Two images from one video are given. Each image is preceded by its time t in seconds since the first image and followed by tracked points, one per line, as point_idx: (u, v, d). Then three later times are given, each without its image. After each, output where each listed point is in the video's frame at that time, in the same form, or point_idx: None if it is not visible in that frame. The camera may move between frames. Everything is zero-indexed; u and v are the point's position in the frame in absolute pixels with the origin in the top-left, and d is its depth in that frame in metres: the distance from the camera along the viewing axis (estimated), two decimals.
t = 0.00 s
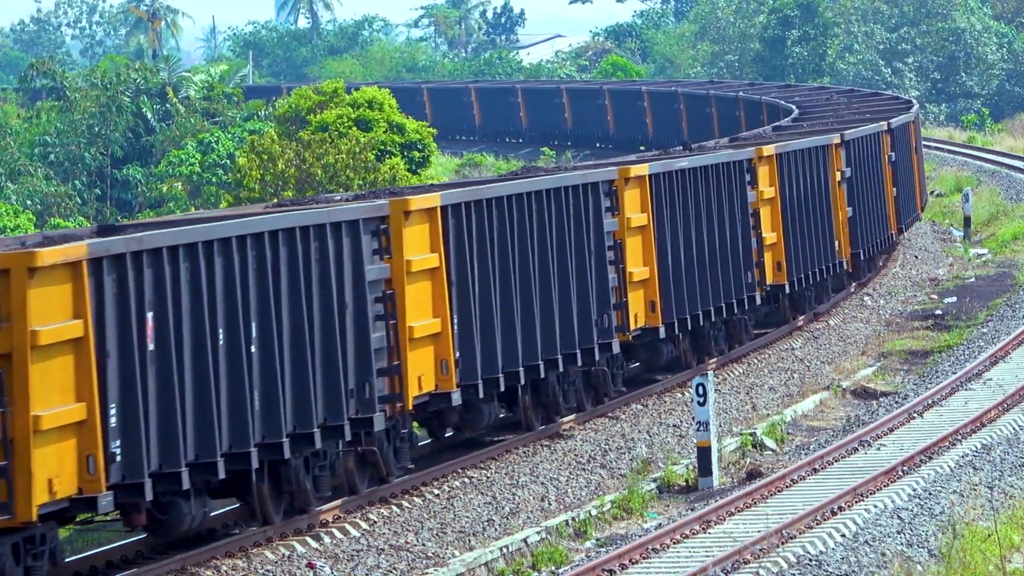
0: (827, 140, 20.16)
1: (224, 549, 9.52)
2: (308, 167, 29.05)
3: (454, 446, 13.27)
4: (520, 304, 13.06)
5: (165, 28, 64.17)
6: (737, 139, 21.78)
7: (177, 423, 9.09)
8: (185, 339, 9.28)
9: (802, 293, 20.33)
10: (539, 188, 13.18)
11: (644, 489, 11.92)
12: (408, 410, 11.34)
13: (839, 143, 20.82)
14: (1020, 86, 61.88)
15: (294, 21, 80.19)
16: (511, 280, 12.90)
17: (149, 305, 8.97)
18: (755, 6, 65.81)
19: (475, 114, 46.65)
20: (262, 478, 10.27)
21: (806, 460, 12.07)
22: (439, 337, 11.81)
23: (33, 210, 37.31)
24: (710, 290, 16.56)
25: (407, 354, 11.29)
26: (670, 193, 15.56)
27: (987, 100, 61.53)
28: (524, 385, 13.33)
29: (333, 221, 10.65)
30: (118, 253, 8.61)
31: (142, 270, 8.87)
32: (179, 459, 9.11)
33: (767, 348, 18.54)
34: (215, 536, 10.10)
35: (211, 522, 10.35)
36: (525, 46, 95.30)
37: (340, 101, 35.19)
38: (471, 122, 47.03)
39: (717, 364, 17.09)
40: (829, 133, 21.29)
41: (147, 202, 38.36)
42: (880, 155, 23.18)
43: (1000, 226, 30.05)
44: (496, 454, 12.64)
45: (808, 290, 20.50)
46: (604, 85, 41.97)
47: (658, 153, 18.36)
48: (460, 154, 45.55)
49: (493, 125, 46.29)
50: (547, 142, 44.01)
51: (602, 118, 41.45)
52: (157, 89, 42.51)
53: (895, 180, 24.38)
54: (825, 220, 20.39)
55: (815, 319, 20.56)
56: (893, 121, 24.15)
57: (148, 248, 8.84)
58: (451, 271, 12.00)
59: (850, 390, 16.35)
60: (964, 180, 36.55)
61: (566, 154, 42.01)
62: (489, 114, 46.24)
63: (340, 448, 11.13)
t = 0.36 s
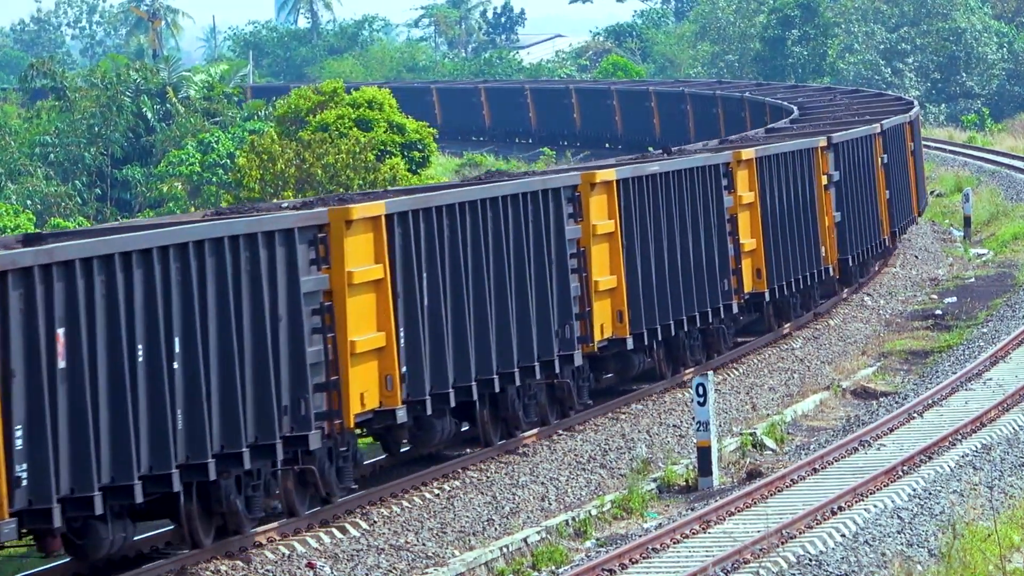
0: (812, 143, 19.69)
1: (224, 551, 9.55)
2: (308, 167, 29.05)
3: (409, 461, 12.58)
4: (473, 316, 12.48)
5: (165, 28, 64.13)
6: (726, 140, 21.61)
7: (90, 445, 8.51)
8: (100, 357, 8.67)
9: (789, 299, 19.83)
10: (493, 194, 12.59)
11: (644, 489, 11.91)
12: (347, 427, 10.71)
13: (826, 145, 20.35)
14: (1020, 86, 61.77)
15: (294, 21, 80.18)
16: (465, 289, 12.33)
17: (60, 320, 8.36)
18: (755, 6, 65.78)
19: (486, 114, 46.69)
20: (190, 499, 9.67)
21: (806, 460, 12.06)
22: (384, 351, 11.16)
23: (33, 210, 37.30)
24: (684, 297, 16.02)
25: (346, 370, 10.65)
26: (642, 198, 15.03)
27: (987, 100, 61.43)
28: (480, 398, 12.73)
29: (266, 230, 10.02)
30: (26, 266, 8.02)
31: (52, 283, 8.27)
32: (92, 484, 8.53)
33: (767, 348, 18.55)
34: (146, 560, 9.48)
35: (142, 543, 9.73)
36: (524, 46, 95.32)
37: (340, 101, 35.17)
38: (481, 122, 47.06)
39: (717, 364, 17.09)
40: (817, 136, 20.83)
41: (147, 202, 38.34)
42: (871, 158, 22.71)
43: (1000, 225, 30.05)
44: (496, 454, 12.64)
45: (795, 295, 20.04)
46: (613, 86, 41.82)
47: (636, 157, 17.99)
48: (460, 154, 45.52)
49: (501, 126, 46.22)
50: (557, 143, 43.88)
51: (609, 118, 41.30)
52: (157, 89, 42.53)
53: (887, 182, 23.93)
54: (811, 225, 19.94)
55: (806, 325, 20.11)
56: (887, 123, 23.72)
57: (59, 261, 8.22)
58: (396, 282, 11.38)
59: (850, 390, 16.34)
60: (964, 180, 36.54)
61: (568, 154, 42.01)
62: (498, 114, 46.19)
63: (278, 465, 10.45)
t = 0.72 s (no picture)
0: (794, 145, 19.15)
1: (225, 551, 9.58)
2: (308, 167, 29.03)
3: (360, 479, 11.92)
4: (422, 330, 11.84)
5: (165, 28, 64.10)
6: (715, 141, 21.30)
7: None
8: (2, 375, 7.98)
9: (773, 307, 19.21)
10: (444, 202, 11.98)
11: (644, 489, 11.92)
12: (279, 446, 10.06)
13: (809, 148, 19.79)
14: (1019, 86, 61.53)
15: (294, 21, 80.14)
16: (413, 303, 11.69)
17: None
18: (755, 6, 65.78)
19: (494, 114, 46.58)
20: (111, 522, 9.15)
21: (806, 460, 12.08)
22: (322, 366, 10.50)
23: (32, 210, 37.30)
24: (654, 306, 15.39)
25: (280, 385, 9.99)
26: (607, 203, 14.45)
27: (987, 100, 61.43)
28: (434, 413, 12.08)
29: (189, 240, 9.35)
30: None
31: None
32: None
33: (768, 347, 18.58)
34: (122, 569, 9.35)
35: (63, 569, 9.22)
36: (524, 46, 95.30)
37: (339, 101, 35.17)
38: (490, 122, 46.98)
39: (718, 363, 17.12)
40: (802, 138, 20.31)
41: (146, 202, 38.33)
42: (859, 161, 22.16)
43: (999, 225, 30.09)
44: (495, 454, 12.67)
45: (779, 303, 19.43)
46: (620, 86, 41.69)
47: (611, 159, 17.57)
48: (460, 154, 45.53)
49: (510, 126, 46.10)
50: (564, 143, 43.75)
51: (617, 118, 41.11)
52: (157, 89, 42.54)
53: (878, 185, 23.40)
54: (795, 230, 19.38)
55: (790, 332, 19.58)
56: (878, 125, 23.24)
57: None
58: (337, 294, 10.71)
59: (850, 390, 16.36)
60: (963, 180, 36.56)
61: (569, 154, 42.00)
62: (506, 115, 45.98)
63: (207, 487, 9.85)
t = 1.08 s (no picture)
0: (777, 149, 18.62)
1: (224, 550, 9.54)
2: (307, 167, 29.04)
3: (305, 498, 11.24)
4: (364, 344, 11.20)
5: (165, 28, 64.08)
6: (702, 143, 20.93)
7: None
8: None
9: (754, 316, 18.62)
10: (387, 210, 11.38)
11: (643, 489, 11.93)
12: (204, 468, 9.40)
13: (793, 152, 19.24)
14: (1019, 86, 61.75)
15: (294, 21, 80.08)
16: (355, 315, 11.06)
17: None
18: (754, 6, 65.75)
19: (502, 114, 46.11)
20: (22, 548, 8.65)
21: (806, 460, 12.07)
22: (251, 382, 9.84)
23: (32, 210, 37.30)
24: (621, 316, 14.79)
25: (204, 405, 9.35)
26: (570, 211, 13.87)
27: (987, 100, 61.46)
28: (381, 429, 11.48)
29: (104, 252, 8.74)
30: None
31: None
32: None
33: (768, 348, 18.59)
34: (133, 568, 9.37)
35: None
36: (524, 46, 95.26)
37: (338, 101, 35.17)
38: (498, 122, 46.54)
39: (718, 364, 17.13)
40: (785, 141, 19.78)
41: (146, 202, 38.30)
42: (846, 165, 21.60)
43: (999, 225, 30.11)
44: (496, 454, 12.68)
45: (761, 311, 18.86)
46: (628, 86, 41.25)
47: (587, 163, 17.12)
48: (460, 154, 45.53)
49: (513, 128, 45.62)
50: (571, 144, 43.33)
51: (624, 118, 40.65)
52: (156, 89, 42.57)
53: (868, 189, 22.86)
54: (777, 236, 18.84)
55: (774, 341, 19.06)
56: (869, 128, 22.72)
57: None
58: (267, 307, 10.07)
59: (850, 390, 16.36)
60: (963, 180, 36.59)
61: (569, 154, 41.97)
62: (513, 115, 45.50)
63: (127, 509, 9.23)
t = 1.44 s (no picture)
0: (757, 152, 17.99)
1: (224, 549, 9.50)
2: (308, 168, 29.07)
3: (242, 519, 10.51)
4: (300, 361, 10.36)
5: (165, 28, 64.11)
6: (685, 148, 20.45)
7: None
8: None
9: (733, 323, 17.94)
10: (328, 218, 10.56)
11: (643, 489, 11.93)
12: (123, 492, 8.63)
13: (774, 155, 18.60)
14: (1019, 86, 61.84)
15: (295, 21, 80.11)
16: (291, 330, 10.23)
17: None
18: (755, 6, 65.77)
19: (512, 115, 45.57)
20: None
21: (806, 460, 12.08)
22: (174, 402, 9.03)
23: (32, 210, 37.31)
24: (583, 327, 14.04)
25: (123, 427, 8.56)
26: (526, 219, 13.22)
27: (987, 100, 61.51)
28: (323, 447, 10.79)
29: (13, 264, 7.91)
30: None
31: None
32: None
33: (767, 348, 18.60)
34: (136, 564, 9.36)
35: None
36: (524, 46, 95.30)
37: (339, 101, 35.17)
38: (507, 123, 46.01)
39: (718, 364, 17.14)
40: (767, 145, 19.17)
41: (146, 202, 38.33)
42: (832, 169, 20.96)
43: (999, 226, 30.13)
44: (497, 454, 12.66)
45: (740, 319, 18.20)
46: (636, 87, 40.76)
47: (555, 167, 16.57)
48: (460, 154, 45.53)
49: (525, 127, 45.11)
50: (581, 145, 42.82)
51: (632, 119, 40.13)
52: (157, 90, 42.57)
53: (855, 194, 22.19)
54: (757, 242, 18.19)
55: (756, 349, 18.43)
56: (858, 131, 22.18)
57: None
58: (192, 322, 9.25)
59: (850, 390, 16.37)
60: (963, 180, 36.60)
61: (570, 154, 41.95)
62: (524, 115, 45.11)
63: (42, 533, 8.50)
